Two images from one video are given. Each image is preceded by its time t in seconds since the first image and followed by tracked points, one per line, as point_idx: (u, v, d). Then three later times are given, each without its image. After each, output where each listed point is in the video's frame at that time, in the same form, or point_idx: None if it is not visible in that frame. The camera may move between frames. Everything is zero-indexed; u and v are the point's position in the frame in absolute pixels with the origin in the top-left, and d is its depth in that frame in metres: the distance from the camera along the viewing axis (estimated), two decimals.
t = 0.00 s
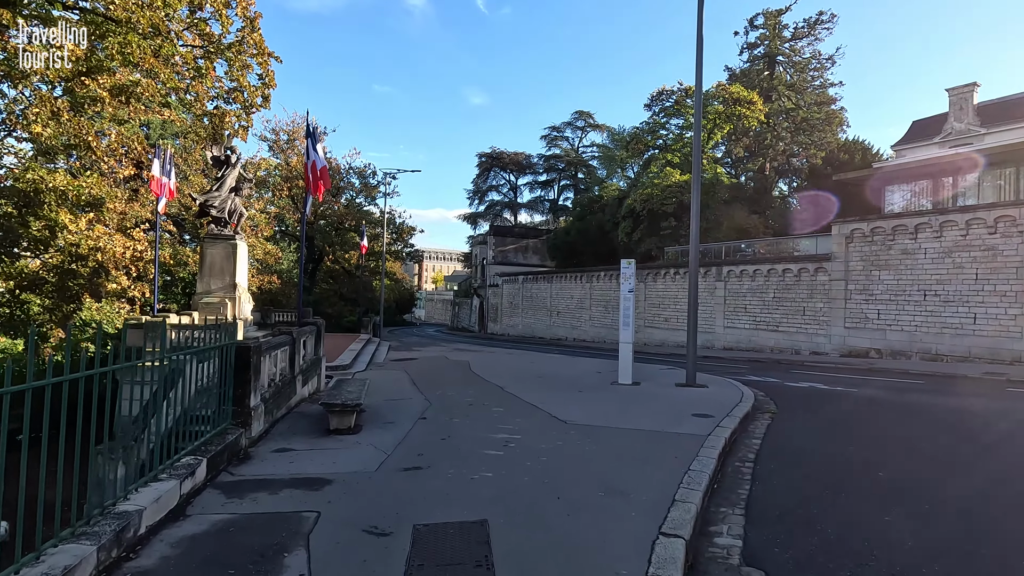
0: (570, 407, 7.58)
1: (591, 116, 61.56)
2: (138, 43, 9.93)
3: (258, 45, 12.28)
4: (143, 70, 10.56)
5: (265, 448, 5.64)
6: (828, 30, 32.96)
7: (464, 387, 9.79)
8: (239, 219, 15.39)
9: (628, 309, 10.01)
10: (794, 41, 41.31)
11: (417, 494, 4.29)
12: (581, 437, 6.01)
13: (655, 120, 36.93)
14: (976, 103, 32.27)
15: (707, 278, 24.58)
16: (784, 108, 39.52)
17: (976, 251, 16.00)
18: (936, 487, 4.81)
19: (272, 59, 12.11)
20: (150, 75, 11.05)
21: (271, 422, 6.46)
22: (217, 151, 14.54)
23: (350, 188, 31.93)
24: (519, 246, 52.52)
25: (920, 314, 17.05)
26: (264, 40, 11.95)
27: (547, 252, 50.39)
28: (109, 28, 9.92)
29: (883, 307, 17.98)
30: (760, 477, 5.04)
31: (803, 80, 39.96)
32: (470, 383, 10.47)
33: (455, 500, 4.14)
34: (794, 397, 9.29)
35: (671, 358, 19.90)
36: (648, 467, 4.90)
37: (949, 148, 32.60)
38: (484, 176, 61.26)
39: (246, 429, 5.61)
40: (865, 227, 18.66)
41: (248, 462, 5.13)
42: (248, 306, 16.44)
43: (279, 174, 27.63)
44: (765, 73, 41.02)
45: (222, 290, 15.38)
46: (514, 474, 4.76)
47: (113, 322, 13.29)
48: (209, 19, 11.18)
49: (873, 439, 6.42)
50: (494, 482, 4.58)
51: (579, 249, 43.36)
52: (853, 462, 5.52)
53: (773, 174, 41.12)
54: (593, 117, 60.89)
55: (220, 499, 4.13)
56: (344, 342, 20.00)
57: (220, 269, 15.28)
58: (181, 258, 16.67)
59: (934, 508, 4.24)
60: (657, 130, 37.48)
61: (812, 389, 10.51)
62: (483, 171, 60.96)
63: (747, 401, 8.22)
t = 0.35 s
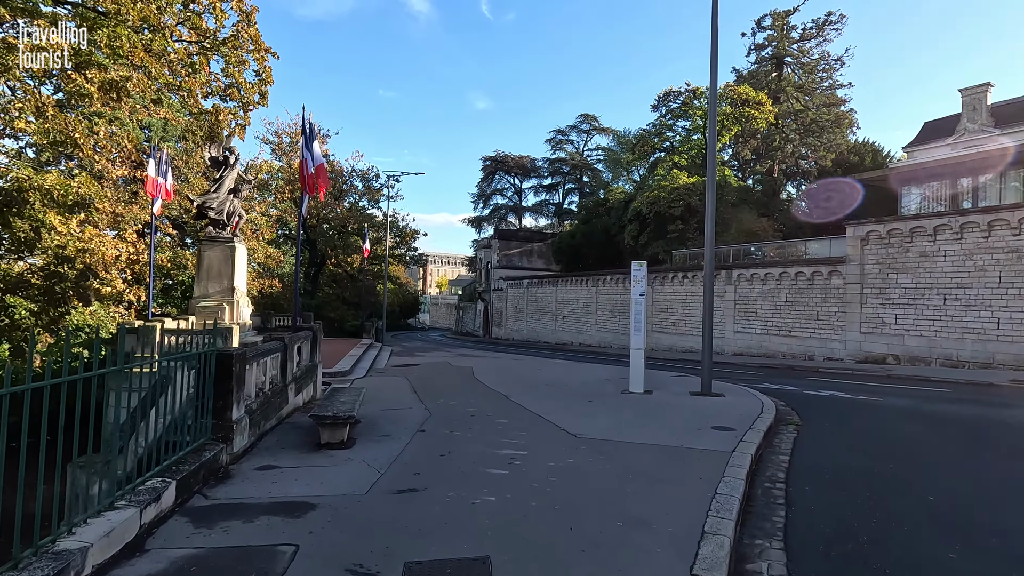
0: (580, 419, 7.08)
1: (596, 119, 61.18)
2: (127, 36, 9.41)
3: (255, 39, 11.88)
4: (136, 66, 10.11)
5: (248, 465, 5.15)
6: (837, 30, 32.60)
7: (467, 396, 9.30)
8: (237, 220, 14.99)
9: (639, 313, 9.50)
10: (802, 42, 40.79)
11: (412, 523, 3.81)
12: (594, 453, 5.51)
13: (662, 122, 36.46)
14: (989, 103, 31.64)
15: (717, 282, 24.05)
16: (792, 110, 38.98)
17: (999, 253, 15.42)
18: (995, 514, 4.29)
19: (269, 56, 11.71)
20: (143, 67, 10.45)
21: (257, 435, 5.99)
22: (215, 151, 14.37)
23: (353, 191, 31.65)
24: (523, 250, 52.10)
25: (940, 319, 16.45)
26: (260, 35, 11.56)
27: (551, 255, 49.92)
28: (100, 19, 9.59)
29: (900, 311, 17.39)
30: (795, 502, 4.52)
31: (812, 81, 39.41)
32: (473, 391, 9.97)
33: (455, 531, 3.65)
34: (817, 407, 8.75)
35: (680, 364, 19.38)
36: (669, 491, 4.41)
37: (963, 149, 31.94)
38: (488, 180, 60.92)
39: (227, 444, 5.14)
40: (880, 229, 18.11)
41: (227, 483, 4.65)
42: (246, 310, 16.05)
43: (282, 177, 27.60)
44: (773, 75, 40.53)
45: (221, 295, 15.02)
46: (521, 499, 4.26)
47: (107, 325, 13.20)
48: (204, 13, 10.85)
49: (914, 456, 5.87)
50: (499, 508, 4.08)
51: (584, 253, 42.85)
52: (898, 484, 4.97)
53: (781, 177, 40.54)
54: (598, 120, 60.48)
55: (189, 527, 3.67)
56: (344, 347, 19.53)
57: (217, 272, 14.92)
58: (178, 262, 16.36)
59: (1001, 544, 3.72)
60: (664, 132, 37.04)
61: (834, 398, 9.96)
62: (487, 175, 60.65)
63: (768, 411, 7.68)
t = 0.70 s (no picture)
0: (592, 437, 6.55)
1: (601, 122, 60.74)
2: (115, 30, 9.20)
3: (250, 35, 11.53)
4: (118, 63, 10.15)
5: (226, 491, 4.64)
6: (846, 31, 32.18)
7: (470, 408, 8.76)
8: (234, 223, 14.62)
9: (653, 320, 8.97)
10: (811, 43, 40.25)
11: (406, 568, 3.28)
12: (611, 477, 4.98)
13: (668, 124, 35.98)
14: (1003, 104, 31.04)
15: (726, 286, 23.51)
16: (800, 112, 38.45)
17: None
18: None
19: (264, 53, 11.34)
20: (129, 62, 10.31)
21: (240, 454, 5.48)
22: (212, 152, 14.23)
23: (355, 194, 31.25)
24: (527, 254, 51.62)
25: (962, 325, 15.85)
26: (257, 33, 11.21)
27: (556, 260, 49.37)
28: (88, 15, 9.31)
29: (919, 317, 16.80)
30: (843, 539, 3.97)
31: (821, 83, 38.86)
32: (476, 402, 9.47)
33: None
34: (844, 421, 8.19)
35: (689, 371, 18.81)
36: (700, 526, 3.87)
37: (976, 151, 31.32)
38: (492, 184, 60.52)
39: (203, 468, 4.62)
40: (898, 232, 17.55)
41: (201, 513, 4.14)
42: (242, 315, 15.69)
43: (284, 180, 27.27)
44: (781, 76, 39.98)
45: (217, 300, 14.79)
46: (531, 536, 3.74)
47: (100, 333, 12.80)
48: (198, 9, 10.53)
49: (965, 481, 5.31)
50: (507, 548, 3.55)
51: (589, 257, 42.30)
52: (958, 518, 4.40)
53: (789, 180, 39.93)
54: (603, 124, 60.03)
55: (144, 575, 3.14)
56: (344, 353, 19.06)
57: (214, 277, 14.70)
58: (173, 267, 16.06)
59: None
60: (670, 134, 36.53)
61: (859, 411, 9.40)
62: (491, 179, 60.23)
63: (795, 427, 7.12)
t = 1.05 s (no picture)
0: (609, 452, 6.04)
1: (605, 126, 60.33)
2: (105, 21, 8.87)
3: (248, 30, 11.18)
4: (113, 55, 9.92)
5: (207, 515, 4.16)
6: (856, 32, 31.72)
7: (476, 418, 8.28)
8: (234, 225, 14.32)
9: (670, 325, 8.47)
10: (818, 45, 39.76)
11: None
12: (634, 498, 4.48)
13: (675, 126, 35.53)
14: (1017, 105, 30.47)
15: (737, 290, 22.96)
16: (808, 115, 37.94)
17: None
18: None
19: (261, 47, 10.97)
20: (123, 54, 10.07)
21: (226, 471, 5.02)
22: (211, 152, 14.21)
23: (359, 198, 30.93)
24: (532, 259, 51.17)
25: (985, 330, 15.28)
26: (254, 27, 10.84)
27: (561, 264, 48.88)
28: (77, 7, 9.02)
29: (940, 321, 16.24)
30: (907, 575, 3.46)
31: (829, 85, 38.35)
32: (483, 411, 8.98)
33: None
34: (876, 433, 7.65)
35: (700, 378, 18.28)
36: (742, 558, 3.39)
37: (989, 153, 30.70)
38: (496, 188, 60.16)
39: (180, 489, 4.16)
40: (916, 235, 17.01)
41: (173, 543, 3.64)
42: (242, 320, 15.38)
43: (286, 184, 26.96)
44: (788, 79, 39.51)
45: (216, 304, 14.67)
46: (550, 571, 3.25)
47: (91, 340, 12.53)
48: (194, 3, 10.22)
49: None
50: None
51: (595, 262, 41.80)
52: None
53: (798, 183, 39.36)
54: (608, 128, 59.69)
55: None
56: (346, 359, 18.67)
57: (212, 282, 14.42)
58: (173, 270, 15.81)
59: None
60: (677, 137, 36.06)
61: (890, 421, 8.85)
62: (495, 183, 59.87)
63: (828, 440, 6.59)
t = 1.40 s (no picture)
0: (627, 474, 5.55)
1: (610, 131, 59.99)
2: (96, 16, 8.46)
3: (244, 27, 10.83)
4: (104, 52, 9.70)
5: (179, 552, 3.69)
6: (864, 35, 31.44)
7: (482, 432, 7.79)
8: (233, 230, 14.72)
9: (686, 333, 7.98)
10: (826, 48, 39.31)
11: None
12: (661, 532, 3.99)
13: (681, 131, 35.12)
14: None
15: (748, 297, 22.44)
16: (817, 119, 37.45)
17: None
18: None
19: (258, 44, 10.62)
20: (117, 52, 9.87)
21: (207, 498, 4.56)
22: (209, 156, 14.59)
23: (362, 203, 30.63)
24: (537, 265, 50.75)
25: (1010, 338, 14.69)
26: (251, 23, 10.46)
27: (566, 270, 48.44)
28: None
29: (961, 329, 15.66)
30: None
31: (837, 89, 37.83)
32: (488, 424, 8.50)
33: None
34: (912, 451, 7.12)
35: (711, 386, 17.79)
36: None
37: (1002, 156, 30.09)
38: (500, 194, 59.84)
39: (150, 522, 3.70)
40: (935, 239, 16.46)
41: None
42: (242, 327, 15.18)
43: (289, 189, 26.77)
44: (796, 83, 39.05)
45: (214, 310, 14.54)
46: None
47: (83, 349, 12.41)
48: None
49: None
50: None
51: (601, 267, 41.31)
52: None
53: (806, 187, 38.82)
54: (613, 133, 59.32)
55: None
56: (346, 366, 18.31)
57: (210, 286, 14.41)
58: (171, 277, 15.57)
59: None
60: (684, 141, 35.67)
61: (922, 436, 8.31)
62: (500, 189, 59.56)
63: (864, 459, 6.07)
